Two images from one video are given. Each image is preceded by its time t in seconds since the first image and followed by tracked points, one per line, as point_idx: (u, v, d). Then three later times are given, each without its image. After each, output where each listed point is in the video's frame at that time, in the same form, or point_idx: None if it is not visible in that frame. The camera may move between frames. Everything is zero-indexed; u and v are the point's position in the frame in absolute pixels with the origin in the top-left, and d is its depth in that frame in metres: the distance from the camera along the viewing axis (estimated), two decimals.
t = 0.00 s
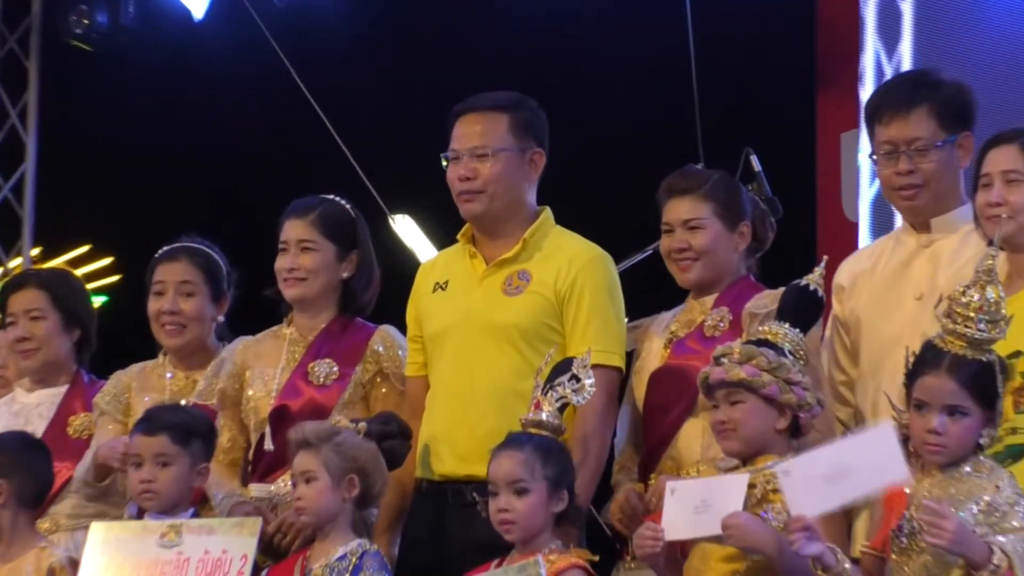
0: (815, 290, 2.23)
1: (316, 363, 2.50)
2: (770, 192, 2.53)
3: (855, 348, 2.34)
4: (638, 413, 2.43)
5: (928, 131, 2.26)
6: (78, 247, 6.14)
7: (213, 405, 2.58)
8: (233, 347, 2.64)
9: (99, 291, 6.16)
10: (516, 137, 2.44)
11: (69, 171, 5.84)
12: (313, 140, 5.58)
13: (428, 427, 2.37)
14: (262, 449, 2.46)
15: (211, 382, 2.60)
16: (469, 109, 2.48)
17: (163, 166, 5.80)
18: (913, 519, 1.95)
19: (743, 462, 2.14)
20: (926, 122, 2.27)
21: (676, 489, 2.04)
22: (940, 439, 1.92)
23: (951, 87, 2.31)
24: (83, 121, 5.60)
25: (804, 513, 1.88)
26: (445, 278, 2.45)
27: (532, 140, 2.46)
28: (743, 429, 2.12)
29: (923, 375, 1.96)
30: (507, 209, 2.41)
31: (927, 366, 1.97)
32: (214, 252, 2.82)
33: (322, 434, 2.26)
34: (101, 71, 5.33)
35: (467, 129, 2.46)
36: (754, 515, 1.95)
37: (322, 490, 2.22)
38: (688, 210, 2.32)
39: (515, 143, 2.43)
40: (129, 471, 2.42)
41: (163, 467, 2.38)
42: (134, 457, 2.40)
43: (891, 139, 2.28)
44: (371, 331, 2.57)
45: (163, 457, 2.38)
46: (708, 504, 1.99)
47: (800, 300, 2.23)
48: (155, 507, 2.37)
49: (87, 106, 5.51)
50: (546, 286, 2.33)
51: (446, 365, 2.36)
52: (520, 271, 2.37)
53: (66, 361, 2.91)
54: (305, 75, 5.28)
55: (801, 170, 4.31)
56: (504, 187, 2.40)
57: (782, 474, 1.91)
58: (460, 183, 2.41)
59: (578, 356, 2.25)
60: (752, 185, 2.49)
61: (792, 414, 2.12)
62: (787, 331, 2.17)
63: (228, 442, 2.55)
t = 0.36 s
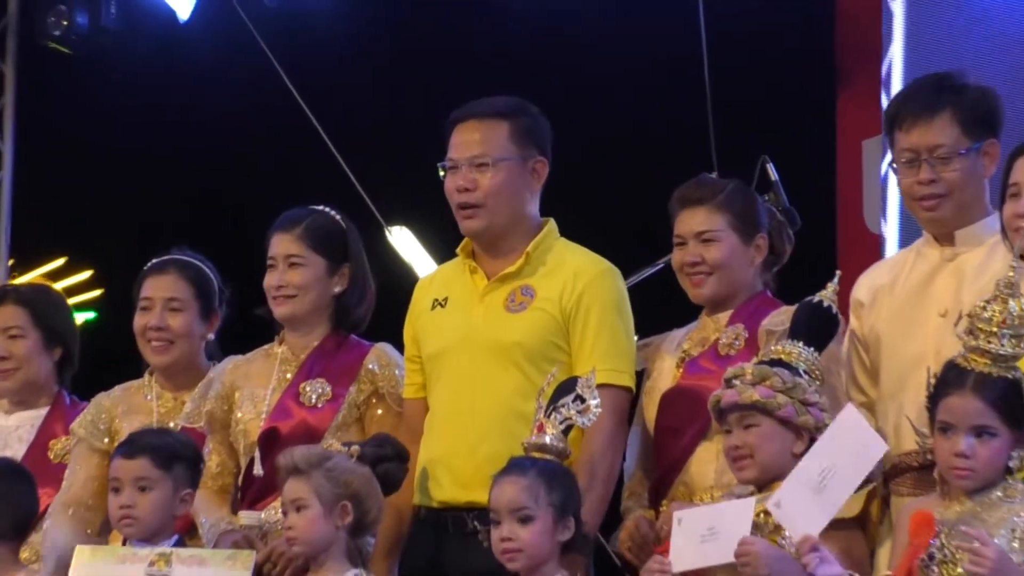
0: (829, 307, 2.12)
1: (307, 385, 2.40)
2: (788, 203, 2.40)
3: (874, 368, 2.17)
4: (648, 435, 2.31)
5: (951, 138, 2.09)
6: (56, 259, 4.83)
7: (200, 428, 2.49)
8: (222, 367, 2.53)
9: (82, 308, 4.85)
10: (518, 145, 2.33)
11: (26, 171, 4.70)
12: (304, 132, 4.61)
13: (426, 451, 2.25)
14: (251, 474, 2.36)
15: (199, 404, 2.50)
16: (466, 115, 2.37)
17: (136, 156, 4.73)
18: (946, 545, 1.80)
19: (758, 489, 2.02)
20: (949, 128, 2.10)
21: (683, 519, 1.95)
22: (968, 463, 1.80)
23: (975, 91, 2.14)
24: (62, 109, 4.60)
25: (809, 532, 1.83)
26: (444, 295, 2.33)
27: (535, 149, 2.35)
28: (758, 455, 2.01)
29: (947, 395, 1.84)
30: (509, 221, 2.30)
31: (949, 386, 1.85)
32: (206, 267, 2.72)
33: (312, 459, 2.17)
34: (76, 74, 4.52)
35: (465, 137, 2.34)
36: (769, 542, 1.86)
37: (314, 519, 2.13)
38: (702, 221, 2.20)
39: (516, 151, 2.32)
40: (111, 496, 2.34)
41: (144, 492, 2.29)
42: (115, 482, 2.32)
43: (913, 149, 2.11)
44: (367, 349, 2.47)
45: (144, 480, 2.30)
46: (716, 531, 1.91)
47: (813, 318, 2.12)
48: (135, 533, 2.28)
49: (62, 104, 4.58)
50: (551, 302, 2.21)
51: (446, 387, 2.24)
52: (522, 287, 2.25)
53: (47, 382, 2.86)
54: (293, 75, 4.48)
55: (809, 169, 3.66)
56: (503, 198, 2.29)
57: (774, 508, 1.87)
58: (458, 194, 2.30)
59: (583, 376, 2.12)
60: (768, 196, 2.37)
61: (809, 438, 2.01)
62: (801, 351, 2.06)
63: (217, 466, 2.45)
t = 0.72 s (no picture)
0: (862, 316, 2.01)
1: (310, 398, 2.28)
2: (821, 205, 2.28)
3: (919, 382, 2.00)
4: (670, 452, 2.16)
5: (992, 136, 1.91)
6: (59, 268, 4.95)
7: (194, 443, 2.38)
8: (216, 378, 2.41)
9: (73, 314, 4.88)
10: (532, 153, 2.18)
11: (7, 171, 4.82)
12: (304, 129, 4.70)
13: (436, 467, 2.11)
14: (248, 493, 2.23)
15: (193, 417, 2.39)
16: (471, 124, 2.22)
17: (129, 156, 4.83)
18: (992, 569, 1.68)
19: (785, 509, 1.89)
20: (989, 126, 1.92)
21: (706, 543, 1.83)
22: (1012, 480, 1.67)
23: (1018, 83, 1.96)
24: (45, 110, 4.70)
25: (843, 548, 1.67)
26: (459, 304, 2.21)
27: (550, 154, 2.21)
28: (783, 471, 1.88)
29: (989, 408, 1.72)
30: (526, 232, 2.16)
31: (992, 399, 1.72)
32: (201, 272, 2.60)
33: (314, 478, 2.08)
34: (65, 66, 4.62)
35: (472, 146, 2.20)
36: (799, 561, 1.69)
37: (316, 541, 2.04)
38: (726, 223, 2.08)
39: (530, 160, 2.18)
40: (100, 516, 2.26)
41: (134, 513, 2.21)
42: (105, 502, 2.24)
43: (951, 150, 1.93)
44: (372, 359, 2.35)
45: (134, 501, 2.21)
46: (740, 553, 1.78)
47: (845, 326, 2.00)
48: (127, 556, 2.20)
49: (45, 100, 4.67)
50: (572, 308, 2.09)
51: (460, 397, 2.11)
52: (543, 292, 2.13)
53: (32, 395, 2.75)
54: (291, 71, 4.59)
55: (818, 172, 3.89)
56: (521, 210, 2.15)
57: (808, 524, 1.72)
58: (472, 212, 2.16)
59: (607, 388, 1.98)
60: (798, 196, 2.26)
61: (840, 454, 1.89)
62: (831, 361, 1.94)
63: (212, 484, 2.34)
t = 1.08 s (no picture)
0: (916, 316, 1.89)
1: (335, 406, 2.15)
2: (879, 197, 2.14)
3: (993, 387, 1.79)
4: (718, 463, 2.04)
5: None
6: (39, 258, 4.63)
7: (211, 453, 2.26)
8: (235, 382, 2.29)
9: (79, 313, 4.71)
10: (577, 146, 2.03)
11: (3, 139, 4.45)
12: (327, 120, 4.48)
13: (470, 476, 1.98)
14: (271, 507, 2.11)
15: (210, 425, 2.26)
16: (515, 116, 2.05)
17: (119, 136, 4.57)
18: None
19: (835, 521, 1.75)
20: None
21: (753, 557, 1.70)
22: None
23: None
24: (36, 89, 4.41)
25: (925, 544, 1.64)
26: (497, 306, 2.05)
27: (593, 146, 2.05)
28: (837, 482, 1.74)
29: None
30: (567, 229, 2.04)
31: None
32: (218, 271, 2.49)
33: (341, 490, 1.97)
34: (69, 53, 4.42)
35: (512, 139, 2.03)
36: None
37: (344, 557, 1.93)
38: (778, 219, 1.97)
39: (575, 154, 2.02)
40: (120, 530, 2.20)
41: (154, 528, 2.16)
42: (124, 515, 2.18)
43: None
44: (402, 365, 2.23)
45: (155, 516, 2.16)
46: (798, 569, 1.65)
47: (901, 327, 1.89)
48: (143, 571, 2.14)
49: (39, 94, 4.46)
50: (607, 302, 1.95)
51: (497, 403, 1.97)
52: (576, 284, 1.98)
53: (41, 402, 2.66)
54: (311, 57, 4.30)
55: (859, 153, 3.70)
56: (564, 207, 2.02)
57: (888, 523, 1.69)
58: (513, 210, 2.01)
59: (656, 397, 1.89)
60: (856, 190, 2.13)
61: (896, 465, 1.75)
62: (885, 365, 1.82)
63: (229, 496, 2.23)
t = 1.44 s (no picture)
0: (937, 319, 1.77)
1: (327, 415, 2.06)
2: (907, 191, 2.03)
3: None
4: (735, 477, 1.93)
5: None
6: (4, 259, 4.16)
7: (194, 465, 2.14)
8: (220, 388, 2.19)
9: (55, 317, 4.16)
10: (573, 129, 1.92)
11: None
12: (300, 100, 3.96)
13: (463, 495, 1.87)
14: (258, 524, 2.01)
15: (194, 436, 2.15)
16: (509, 95, 1.95)
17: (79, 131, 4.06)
18: None
19: (852, 539, 1.64)
20: None
21: None
22: None
23: None
24: None
25: None
26: (490, 309, 1.94)
27: (593, 131, 1.94)
28: (860, 497, 1.62)
29: None
30: (560, 218, 1.88)
31: None
32: (202, 269, 2.38)
33: (338, 504, 1.85)
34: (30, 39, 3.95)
35: (506, 119, 1.93)
36: None
37: None
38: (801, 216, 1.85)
39: (571, 136, 1.91)
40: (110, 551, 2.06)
41: (145, 549, 2.01)
42: (116, 534, 2.04)
43: None
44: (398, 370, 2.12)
45: (147, 536, 2.01)
46: None
47: (920, 331, 1.76)
48: None
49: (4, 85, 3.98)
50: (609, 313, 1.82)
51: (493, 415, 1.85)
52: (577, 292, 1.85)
53: (14, 411, 2.59)
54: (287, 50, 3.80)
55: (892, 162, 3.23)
56: (558, 193, 1.88)
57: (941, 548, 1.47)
58: (503, 193, 1.89)
59: (683, 406, 1.72)
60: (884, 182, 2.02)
61: (920, 480, 1.64)
62: (899, 368, 1.70)
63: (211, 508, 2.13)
